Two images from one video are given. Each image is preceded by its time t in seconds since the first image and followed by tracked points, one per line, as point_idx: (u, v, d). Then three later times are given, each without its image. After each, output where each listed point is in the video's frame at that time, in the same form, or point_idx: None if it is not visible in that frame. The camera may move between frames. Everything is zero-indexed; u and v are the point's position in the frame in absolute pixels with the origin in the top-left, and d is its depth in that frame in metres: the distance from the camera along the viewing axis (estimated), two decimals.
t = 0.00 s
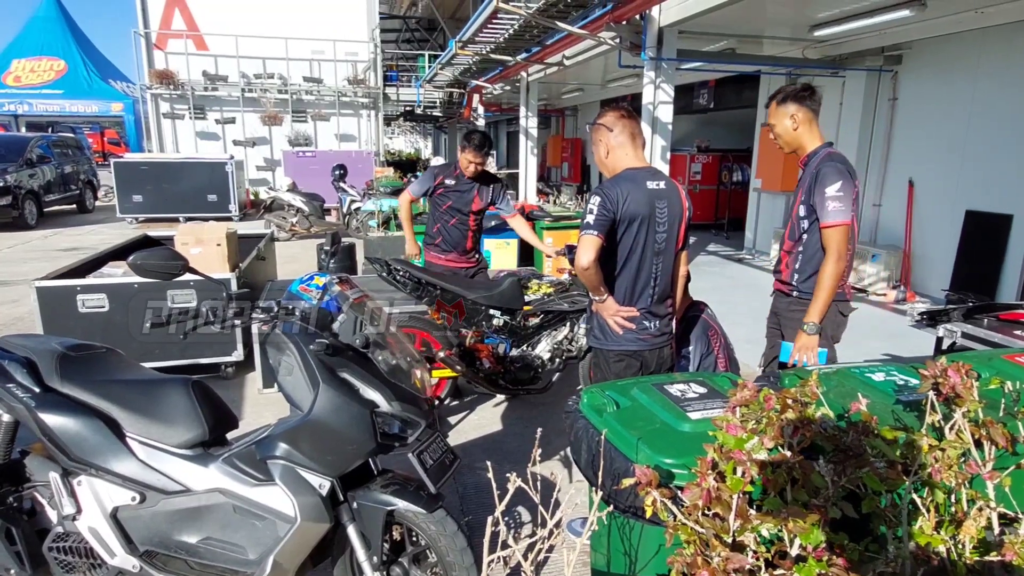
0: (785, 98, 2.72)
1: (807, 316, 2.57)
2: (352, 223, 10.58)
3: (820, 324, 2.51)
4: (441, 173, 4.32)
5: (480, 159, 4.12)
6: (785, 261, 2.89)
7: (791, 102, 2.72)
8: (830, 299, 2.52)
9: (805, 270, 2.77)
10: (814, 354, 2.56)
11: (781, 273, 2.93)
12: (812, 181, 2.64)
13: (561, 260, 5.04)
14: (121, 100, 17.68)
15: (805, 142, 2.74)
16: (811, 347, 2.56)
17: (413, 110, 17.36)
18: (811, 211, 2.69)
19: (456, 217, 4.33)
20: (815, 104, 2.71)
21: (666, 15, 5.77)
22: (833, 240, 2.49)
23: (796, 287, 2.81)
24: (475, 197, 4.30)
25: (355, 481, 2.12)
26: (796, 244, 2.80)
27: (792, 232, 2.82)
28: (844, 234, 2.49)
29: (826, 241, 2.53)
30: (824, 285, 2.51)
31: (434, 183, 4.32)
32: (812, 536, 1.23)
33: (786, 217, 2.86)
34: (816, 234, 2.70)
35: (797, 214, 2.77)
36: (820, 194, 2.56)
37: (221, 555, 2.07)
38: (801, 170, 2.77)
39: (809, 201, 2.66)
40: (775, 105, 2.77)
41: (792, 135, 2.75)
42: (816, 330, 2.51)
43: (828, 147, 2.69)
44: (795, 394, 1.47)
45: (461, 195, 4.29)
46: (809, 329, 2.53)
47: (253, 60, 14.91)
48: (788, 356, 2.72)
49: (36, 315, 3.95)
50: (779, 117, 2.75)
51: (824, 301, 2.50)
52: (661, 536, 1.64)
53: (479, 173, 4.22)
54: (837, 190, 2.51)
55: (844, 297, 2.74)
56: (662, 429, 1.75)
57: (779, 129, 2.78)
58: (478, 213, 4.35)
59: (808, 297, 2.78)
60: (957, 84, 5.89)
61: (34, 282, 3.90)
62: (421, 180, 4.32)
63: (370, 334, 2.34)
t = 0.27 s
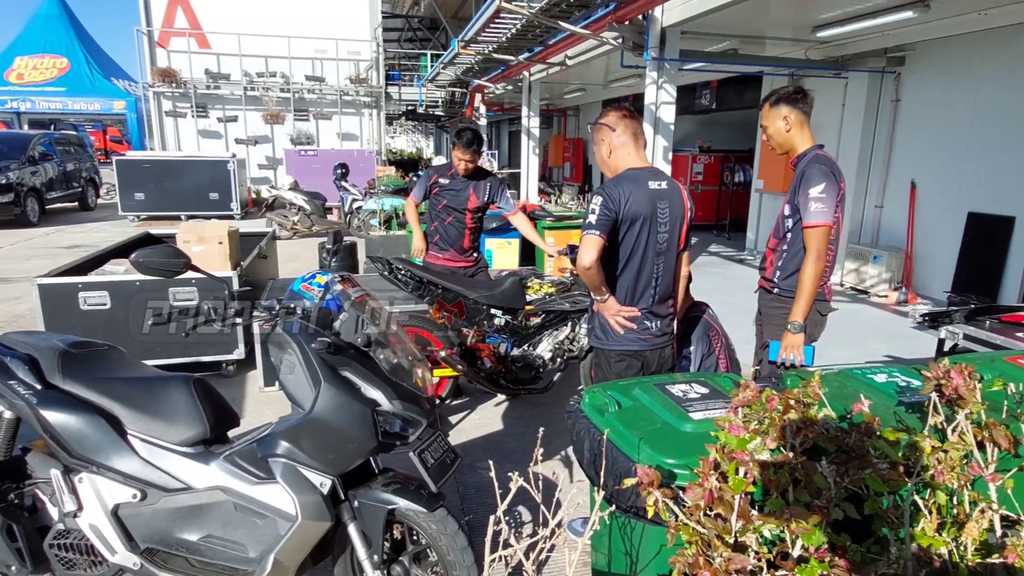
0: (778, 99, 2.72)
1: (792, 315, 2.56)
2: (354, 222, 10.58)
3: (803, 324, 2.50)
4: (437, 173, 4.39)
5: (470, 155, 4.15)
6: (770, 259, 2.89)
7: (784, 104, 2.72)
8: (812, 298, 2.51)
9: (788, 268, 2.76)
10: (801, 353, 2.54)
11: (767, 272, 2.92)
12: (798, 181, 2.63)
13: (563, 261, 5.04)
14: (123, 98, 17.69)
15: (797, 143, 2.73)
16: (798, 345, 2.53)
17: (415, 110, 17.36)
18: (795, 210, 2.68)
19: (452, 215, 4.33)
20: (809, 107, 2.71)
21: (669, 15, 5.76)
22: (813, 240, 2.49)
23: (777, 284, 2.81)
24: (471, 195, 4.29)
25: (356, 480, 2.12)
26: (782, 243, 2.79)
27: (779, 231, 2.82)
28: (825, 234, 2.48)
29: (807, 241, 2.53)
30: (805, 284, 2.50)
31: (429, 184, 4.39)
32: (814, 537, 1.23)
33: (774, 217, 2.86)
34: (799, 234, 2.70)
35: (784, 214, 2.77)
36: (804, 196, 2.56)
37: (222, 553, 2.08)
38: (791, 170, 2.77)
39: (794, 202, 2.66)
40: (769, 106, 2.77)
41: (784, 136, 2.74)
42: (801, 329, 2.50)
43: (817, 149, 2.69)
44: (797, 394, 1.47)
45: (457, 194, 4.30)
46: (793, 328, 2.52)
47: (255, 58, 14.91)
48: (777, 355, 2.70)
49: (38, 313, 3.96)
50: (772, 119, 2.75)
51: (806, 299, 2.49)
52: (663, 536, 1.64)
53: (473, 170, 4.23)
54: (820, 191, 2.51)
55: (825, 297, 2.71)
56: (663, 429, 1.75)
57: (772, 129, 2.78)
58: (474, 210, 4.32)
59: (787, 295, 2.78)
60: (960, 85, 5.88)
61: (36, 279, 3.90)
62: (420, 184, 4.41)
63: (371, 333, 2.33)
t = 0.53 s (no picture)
0: (771, 101, 2.71)
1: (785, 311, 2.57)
2: (356, 220, 10.58)
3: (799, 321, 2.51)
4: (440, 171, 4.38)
5: (468, 155, 4.13)
6: (764, 258, 2.88)
7: (776, 106, 2.72)
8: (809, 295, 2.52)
9: (784, 267, 2.76)
10: (790, 348, 2.56)
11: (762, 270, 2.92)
12: (795, 182, 2.63)
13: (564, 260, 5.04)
14: (125, 96, 17.70)
15: (790, 145, 2.73)
16: (787, 340, 2.55)
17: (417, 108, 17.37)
18: (792, 210, 2.68)
19: (453, 213, 4.32)
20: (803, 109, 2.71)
21: (671, 15, 5.76)
22: (813, 240, 2.49)
23: (773, 282, 2.81)
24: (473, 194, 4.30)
25: (357, 477, 2.13)
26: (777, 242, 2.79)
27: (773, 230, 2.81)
28: (825, 234, 2.48)
29: (806, 241, 2.53)
30: (803, 282, 2.51)
31: (433, 182, 4.38)
32: (814, 536, 1.23)
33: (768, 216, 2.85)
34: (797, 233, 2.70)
35: (778, 214, 2.77)
36: (802, 196, 2.56)
37: (222, 550, 2.08)
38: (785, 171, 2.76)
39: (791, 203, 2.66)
40: (761, 108, 2.76)
41: (776, 138, 2.74)
42: (794, 325, 2.51)
43: (811, 151, 2.69)
44: (797, 395, 1.47)
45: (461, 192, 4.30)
46: (786, 324, 2.53)
47: (257, 56, 14.93)
48: (766, 347, 2.71)
49: (39, 310, 3.97)
50: (764, 120, 2.75)
51: (803, 296, 2.49)
52: (662, 535, 1.64)
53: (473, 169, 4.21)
54: (820, 191, 2.51)
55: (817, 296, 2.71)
56: (663, 428, 1.75)
57: (764, 131, 2.77)
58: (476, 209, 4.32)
59: (782, 294, 2.78)
60: (963, 86, 5.87)
61: (38, 276, 3.91)
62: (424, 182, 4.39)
63: (372, 332, 2.33)
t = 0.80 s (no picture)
0: (767, 98, 2.72)
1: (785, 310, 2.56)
2: (357, 219, 10.58)
3: (797, 319, 2.50)
4: (445, 171, 4.34)
5: (476, 155, 4.11)
6: (761, 256, 2.88)
7: (772, 104, 2.72)
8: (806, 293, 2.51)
9: (779, 264, 2.75)
10: (796, 348, 2.55)
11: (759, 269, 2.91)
12: (789, 179, 2.63)
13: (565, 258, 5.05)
14: (128, 94, 17.72)
15: (785, 143, 2.73)
16: (791, 341, 2.54)
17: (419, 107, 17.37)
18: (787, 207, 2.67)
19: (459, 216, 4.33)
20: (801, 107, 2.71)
21: (673, 14, 5.75)
22: (806, 237, 2.48)
23: (768, 281, 2.81)
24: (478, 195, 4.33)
25: (358, 475, 2.13)
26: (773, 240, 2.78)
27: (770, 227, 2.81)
28: (817, 231, 2.48)
29: (799, 237, 2.52)
30: (799, 279, 2.50)
31: (439, 182, 4.33)
32: (813, 535, 1.23)
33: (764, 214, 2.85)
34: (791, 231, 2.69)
35: (774, 211, 2.76)
36: (795, 192, 2.55)
37: (224, 547, 2.09)
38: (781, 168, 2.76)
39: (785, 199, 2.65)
40: (757, 106, 2.76)
41: (772, 135, 2.73)
42: (795, 325, 2.50)
43: (806, 148, 2.68)
44: (797, 394, 1.47)
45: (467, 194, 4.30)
46: (787, 324, 2.52)
47: (260, 55, 14.94)
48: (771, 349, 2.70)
49: (42, 307, 3.98)
50: (760, 118, 2.75)
51: (800, 294, 2.49)
52: (662, 534, 1.64)
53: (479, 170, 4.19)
54: (812, 188, 2.50)
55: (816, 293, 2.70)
56: (663, 427, 1.75)
57: (761, 129, 2.78)
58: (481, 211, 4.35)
59: (779, 293, 2.77)
60: (965, 86, 5.86)
61: (41, 274, 3.92)
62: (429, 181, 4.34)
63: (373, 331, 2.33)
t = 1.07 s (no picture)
0: (765, 97, 2.71)
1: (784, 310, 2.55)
2: (360, 216, 10.58)
3: (796, 318, 2.48)
4: (459, 175, 4.25)
5: (496, 163, 4.02)
6: (761, 255, 2.87)
7: (771, 103, 2.71)
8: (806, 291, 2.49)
9: (779, 264, 2.74)
10: (792, 348, 2.55)
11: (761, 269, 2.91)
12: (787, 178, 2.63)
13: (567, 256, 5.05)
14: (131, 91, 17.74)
15: (784, 142, 2.72)
16: (789, 341, 2.53)
17: (422, 105, 17.35)
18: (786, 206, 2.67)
19: (470, 222, 4.34)
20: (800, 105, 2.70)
21: (676, 12, 5.73)
22: (805, 235, 2.47)
23: (769, 281, 2.80)
24: (489, 200, 4.31)
25: (359, 472, 2.13)
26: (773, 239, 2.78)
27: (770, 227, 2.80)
28: (816, 229, 2.47)
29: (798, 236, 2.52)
30: (798, 276, 2.48)
31: (453, 187, 4.24)
32: (813, 533, 1.23)
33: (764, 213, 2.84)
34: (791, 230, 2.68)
35: (774, 210, 2.76)
36: (792, 190, 2.55)
37: (226, 543, 2.10)
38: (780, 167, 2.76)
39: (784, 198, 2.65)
40: (756, 105, 2.76)
41: (771, 134, 2.73)
42: (792, 325, 2.49)
43: (806, 146, 2.67)
44: (799, 392, 1.47)
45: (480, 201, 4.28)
46: (786, 324, 2.51)
47: (262, 52, 14.95)
48: (771, 349, 2.71)
49: (45, 304, 3.99)
50: (759, 117, 2.74)
51: (800, 293, 2.47)
52: (663, 532, 1.64)
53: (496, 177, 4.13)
54: (809, 185, 2.50)
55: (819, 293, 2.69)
56: (665, 425, 1.75)
57: (760, 128, 2.77)
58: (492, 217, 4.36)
59: (780, 293, 2.76)
60: (969, 84, 5.84)
61: (44, 271, 3.93)
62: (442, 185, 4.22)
63: (374, 329, 2.34)
